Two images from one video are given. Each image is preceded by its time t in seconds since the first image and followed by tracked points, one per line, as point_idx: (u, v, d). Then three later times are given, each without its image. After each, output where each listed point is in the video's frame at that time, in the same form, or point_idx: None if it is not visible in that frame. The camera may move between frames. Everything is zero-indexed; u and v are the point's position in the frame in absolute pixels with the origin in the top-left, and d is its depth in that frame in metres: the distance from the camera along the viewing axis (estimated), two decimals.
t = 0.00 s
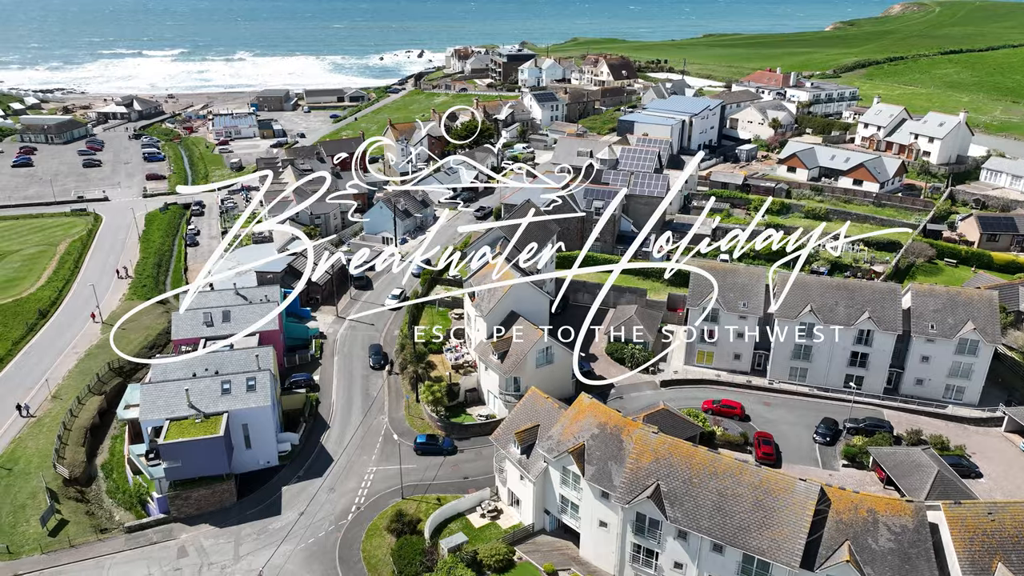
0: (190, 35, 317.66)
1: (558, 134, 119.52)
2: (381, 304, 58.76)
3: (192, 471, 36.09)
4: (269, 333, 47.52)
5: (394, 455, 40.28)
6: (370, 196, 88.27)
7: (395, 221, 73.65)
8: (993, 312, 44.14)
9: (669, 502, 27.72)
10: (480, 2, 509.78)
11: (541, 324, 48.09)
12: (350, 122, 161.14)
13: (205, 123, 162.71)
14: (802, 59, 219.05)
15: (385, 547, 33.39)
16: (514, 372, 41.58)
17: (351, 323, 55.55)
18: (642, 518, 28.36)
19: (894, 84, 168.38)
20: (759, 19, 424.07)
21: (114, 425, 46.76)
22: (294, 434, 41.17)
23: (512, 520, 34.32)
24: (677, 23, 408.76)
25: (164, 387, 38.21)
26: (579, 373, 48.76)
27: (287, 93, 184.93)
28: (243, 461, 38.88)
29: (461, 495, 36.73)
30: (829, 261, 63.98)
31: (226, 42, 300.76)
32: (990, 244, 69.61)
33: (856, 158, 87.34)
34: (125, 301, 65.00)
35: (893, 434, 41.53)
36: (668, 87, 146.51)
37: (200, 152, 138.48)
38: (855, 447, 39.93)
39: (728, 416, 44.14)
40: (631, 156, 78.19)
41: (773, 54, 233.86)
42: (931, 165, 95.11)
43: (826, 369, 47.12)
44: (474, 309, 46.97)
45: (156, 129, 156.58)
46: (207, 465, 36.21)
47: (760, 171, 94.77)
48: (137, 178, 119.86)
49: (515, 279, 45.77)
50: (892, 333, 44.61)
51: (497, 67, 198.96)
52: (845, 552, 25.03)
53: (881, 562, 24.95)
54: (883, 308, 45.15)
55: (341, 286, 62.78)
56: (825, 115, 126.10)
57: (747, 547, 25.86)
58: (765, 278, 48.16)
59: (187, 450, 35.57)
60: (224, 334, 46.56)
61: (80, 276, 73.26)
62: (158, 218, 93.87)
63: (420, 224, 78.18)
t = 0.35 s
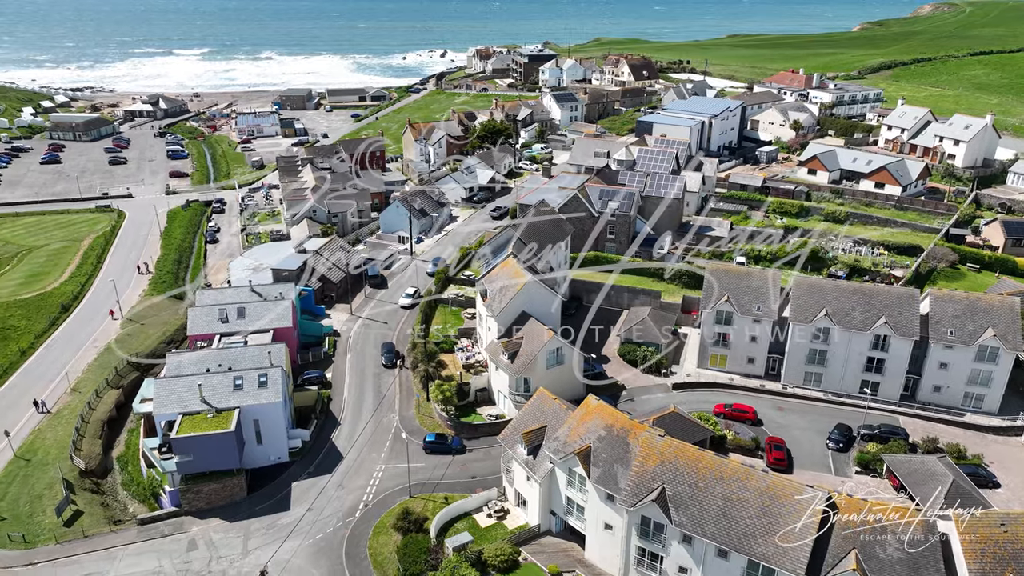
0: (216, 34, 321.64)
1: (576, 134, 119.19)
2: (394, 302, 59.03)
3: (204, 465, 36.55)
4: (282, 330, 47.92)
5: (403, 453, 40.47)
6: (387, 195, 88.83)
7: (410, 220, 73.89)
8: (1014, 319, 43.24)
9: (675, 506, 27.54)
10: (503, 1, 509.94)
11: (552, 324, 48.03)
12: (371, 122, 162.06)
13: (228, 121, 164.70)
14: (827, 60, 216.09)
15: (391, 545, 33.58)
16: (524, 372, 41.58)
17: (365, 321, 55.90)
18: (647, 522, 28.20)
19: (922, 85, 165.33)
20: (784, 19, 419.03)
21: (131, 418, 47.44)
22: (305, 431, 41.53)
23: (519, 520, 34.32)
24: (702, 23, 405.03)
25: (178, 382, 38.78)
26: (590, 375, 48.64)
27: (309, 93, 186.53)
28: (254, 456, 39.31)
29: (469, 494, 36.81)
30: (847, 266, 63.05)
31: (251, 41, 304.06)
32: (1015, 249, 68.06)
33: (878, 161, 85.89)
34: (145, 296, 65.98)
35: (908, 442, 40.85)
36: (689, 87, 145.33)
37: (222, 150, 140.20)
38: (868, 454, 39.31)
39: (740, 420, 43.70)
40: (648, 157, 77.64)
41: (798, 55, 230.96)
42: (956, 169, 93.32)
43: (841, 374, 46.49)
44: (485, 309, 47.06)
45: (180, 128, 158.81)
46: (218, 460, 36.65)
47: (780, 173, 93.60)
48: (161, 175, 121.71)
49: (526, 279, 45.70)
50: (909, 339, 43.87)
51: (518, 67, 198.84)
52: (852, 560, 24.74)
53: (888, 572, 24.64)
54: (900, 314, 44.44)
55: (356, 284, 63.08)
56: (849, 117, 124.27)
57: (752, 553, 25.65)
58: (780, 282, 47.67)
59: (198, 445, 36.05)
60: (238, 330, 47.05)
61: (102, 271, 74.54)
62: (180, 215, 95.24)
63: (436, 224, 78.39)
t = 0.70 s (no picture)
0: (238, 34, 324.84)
1: (592, 135, 118.86)
2: (406, 301, 59.25)
3: (212, 460, 36.93)
4: (293, 328, 48.25)
5: (409, 451, 40.59)
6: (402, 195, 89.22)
7: (423, 220, 74.07)
8: None
9: (677, 510, 27.39)
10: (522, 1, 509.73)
11: (561, 325, 47.96)
12: (388, 121, 162.87)
13: (248, 120, 166.35)
14: (849, 60, 213.40)
15: (395, 543, 33.71)
16: (532, 373, 41.57)
17: (375, 320, 56.16)
18: (650, 525, 28.05)
19: (945, 87, 162.71)
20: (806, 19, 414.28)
21: (144, 413, 47.99)
22: (312, 428, 41.79)
23: (522, 521, 34.28)
24: (723, 23, 401.83)
25: (188, 377, 39.22)
26: (599, 376, 48.48)
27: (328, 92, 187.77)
28: (262, 452, 39.69)
29: (473, 494, 36.84)
30: (862, 270, 62.31)
31: (272, 41, 306.83)
32: None
33: (898, 163, 84.63)
34: (161, 292, 66.75)
35: (920, 449, 40.24)
36: (708, 88, 144.28)
37: (241, 149, 141.57)
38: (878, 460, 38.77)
39: (749, 424, 43.32)
40: (662, 158, 77.14)
41: (819, 56, 228.24)
42: (977, 172, 91.74)
43: (853, 379, 45.91)
44: (494, 309, 47.05)
45: (201, 126, 160.69)
46: (226, 455, 37.02)
47: (797, 175, 92.62)
48: (180, 173, 123.28)
49: (535, 280, 45.61)
50: (923, 344, 43.18)
51: (536, 67, 198.71)
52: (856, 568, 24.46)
53: None
54: (915, 319, 43.76)
55: (368, 282, 63.35)
56: (869, 119, 122.66)
57: (754, 558, 25.45)
58: (792, 285, 47.18)
59: (207, 440, 36.44)
60: (249, 327, 47.49)
61: (120, 267, 75.58)
62: (198, 213, 96.35)
63: (450, 223, 78.56)
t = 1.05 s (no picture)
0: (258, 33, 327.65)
1: (607, 135, 118.46)
2: (416, 300, 59.47)
3: (220, 456, 37.30)
4: (303, 325, 48.61)
5: (416, 450, 40.74)
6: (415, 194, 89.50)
7: (435, 219, 74.23)
8: None
9: (678, 513, 27.30)
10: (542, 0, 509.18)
11: (569, 326, 47.84)
12: (405, 121, 163.48)
13: (266, 119, 167.79)
14: (871, 62, 210.74)
15: (398, 542, 33.82)
16: (539, 373, 41.53)
17: (385, 318, 56.42)
18: (651, 528, 27.95)
19: (969, 89, 160.15)
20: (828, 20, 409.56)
21: (156, 408, 48.56)
22: (320, 425, 42.03)
23: (526, 521, 34.24)
24: (743, 24, 398.67)
25: (198, 373, 39.67)
26: (608, 378, 48.34)
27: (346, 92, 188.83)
28: (270, 448, 40.02)
29: (478, 493, 36.89)
30: (876, 274, 61.48)
31: (292, 41, 309.28)
32: None
33: (917, 166, 83.37)
34: (176, 288, 67.49)
35: (932, 456, 39.66)
36: (725, 89, 143.24)
37: (259, 147, 142.81)
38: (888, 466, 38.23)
39: (757, 428, 42.95)
40: (676, 159, 76.65)
41: (841, 57, 225.60)
42: (999, 176, 90.15)
43: (865, 385, 45.35)
44: (503, 309, 47.09)
45: (220, 124, 162.33)
46: (234, 451, 37.35)
47: (813, 177, 91.59)
48: (199, 170, 124.65)
49: (543, 280, 45.50)
50: (936, 350, 42.51)
51: (553, 68, 198.39)
52: None
53: None
54: (928, 324, 43.09)
55: (379, 281, 63.67)
56: (889, 121, 121.05)
57: (755, 564, 25.33)
58: (803, 288, 46.70)
59: (214, 435, 36.80)
60: (260, 324, 47.95)
61: (137, 264, 76.52)
62: (215, 210, 97.33)
63: (462, 223, 78.69)
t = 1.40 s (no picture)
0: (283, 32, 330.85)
1: (627, 136, 117.90)
2: (430, 299, 59.69)
3: (231, 450, 37.74)
4: (316, 322, 48.97)
5: (426, 448, 40.89)
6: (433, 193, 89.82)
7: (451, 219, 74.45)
8: None
9: (684, 517, 27.10)
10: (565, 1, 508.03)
11: (581, 327, 47.69)
12: (426, 121, 164.05)
13: (289, 117, 169.48)
14: (899, 63, 207.32)
15: (404, 539, 33.96)
16: (549, 373, 41.47)
17: (399, 317, 56.67)
18: (656, 531, 27.79)
19: (998, 91, 157.00)
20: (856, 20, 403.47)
21: (173, 401, 49.24)
22: (331, 422, 42.34)
23: (533, 522, 34.21)
24: (768, 24, 394.26)
25: (211, 368, 40.18)
26: (619, 379, 48.08)
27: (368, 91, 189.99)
28: (281, 444, 40.44)
29: (486, 493, 36.94)
30: (896, 279, 60.56)
31: (317, 40, 311.89)
32: None
33: (942, 170, 81.91)
34: (195, 284, 68.45)
35: (948, 465, 38.97)
36: (748, 90, 141.91)
37: (281, 145, 144.30)
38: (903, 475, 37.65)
39: (770, 433, 42.51)
40: (694, 161, 76.07)
41: (867, 58, 222.18)
42: None
43: (881, 391, 44.66)
44: (515, 309, 47.11)
45: (244, 123, 164.25)
46: (245, 446, 37.76)
47: (835, 180, 90.37)
48: (222, 168, 126.28)
49: (556, 280, 45.39)
50: (954, 357, 41.73)
51: (575, 68, 197.82)
52: None
53: None
54: (947, 330, 42.29)
55: (394, 280, 63.98)
56: (914, 123, 119.10)
57: (760, 570, 25.09)
58: (819, 292, 46.08)
59: (226, 430, 37.27)
60: (275, 321, 48.43)
61: (158, 260, 77.72)
62: (236, 207, 98.52)
63: (479, 223, 78.80)
